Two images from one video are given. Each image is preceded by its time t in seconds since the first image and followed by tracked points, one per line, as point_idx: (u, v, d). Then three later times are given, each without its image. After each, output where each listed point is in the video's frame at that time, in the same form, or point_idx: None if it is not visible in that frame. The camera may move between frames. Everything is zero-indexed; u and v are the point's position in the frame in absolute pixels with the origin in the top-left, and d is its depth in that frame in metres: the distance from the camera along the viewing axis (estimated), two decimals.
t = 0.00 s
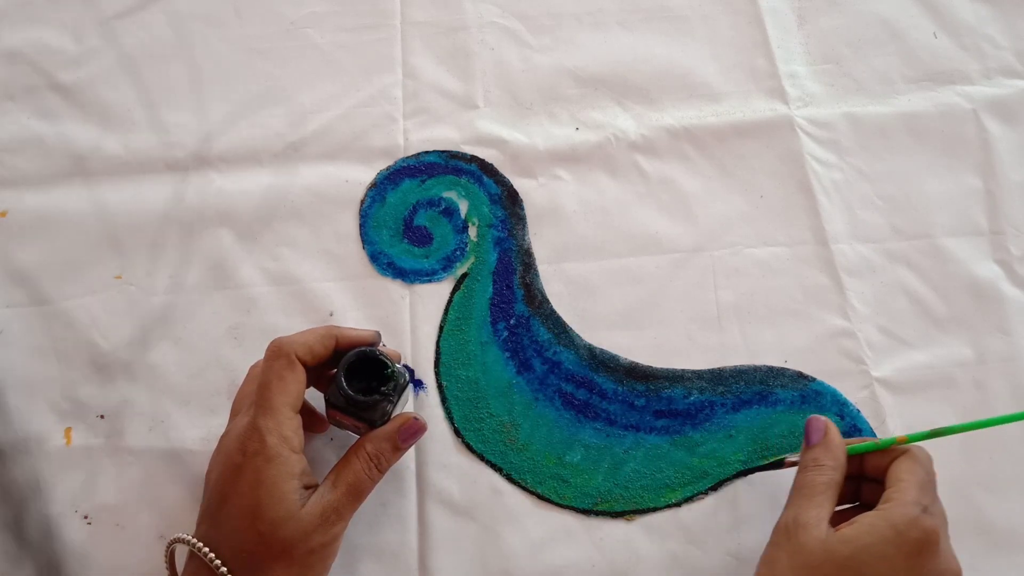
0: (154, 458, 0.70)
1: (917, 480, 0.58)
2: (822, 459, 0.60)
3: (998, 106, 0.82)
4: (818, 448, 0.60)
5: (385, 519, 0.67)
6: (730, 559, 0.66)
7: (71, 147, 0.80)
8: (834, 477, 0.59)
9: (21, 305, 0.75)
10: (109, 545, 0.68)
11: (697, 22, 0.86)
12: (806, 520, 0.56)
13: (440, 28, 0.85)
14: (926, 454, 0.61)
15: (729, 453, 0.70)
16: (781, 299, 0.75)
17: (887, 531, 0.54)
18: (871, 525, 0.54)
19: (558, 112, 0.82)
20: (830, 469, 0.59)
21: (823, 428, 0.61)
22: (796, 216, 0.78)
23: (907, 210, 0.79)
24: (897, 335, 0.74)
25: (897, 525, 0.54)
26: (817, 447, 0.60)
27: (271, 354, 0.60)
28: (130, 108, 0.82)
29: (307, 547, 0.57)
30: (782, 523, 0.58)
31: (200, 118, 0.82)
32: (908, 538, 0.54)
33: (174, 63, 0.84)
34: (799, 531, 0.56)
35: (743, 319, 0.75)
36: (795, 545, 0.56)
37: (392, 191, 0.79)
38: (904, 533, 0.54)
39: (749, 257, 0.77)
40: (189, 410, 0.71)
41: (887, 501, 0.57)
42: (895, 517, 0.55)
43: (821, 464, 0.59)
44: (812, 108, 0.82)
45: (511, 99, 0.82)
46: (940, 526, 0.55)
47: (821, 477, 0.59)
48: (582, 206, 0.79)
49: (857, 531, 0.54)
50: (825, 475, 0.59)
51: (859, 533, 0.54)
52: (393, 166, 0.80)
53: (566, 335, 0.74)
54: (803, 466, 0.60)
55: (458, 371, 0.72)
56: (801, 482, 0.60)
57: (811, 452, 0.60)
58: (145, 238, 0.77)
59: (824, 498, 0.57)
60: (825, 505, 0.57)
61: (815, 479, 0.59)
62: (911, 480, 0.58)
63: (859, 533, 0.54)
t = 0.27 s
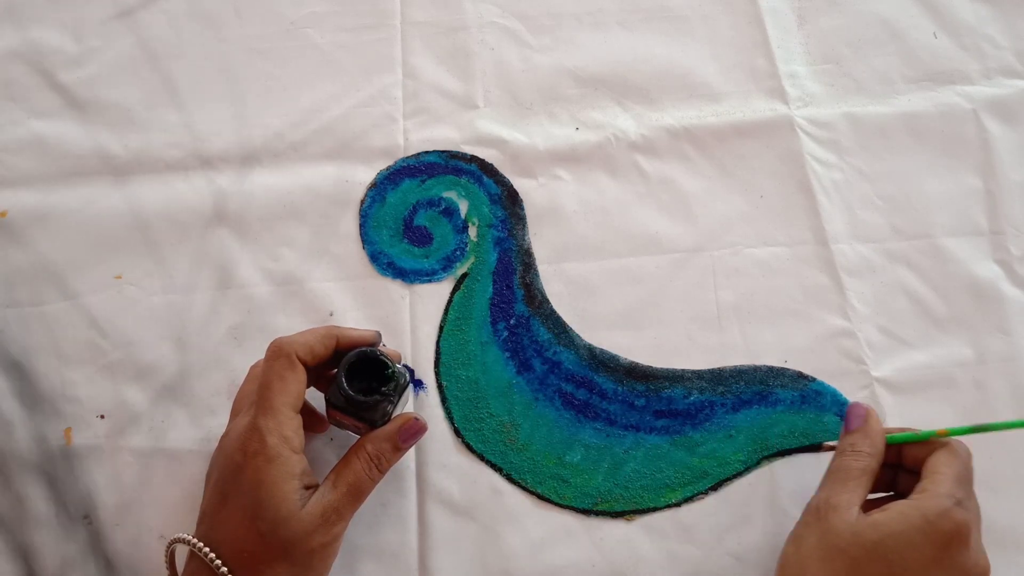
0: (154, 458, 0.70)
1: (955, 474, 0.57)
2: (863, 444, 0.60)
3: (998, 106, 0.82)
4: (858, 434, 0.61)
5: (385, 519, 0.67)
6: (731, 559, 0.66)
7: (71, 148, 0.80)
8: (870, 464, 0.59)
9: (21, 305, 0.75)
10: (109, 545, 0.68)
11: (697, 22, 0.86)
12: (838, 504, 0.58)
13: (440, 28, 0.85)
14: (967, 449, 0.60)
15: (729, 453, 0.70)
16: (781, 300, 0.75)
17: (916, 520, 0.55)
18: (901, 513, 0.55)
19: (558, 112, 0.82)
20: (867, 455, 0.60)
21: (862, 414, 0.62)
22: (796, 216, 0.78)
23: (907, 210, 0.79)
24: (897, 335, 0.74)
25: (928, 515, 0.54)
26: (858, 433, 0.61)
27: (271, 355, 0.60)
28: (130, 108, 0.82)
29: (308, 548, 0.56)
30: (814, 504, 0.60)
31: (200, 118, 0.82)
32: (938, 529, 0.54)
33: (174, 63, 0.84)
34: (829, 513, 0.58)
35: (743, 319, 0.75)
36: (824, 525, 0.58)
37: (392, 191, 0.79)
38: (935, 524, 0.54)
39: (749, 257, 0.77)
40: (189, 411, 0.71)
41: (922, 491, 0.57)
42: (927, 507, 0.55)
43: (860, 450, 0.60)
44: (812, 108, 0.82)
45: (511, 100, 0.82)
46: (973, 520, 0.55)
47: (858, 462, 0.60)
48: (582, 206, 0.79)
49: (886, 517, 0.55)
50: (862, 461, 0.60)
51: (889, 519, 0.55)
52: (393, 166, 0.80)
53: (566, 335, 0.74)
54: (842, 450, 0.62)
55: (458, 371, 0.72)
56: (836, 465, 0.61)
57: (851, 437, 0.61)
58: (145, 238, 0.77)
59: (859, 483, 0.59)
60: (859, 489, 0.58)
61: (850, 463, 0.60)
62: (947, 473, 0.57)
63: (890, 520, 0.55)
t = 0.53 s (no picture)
0: (154, 458, 0.70)
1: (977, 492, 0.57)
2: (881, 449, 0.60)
3: (998, 107, 0.82)
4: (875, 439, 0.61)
5: (385, 519, 0.67)
6: (730, 559, 0.66)
7: (71, 148, 0.80)
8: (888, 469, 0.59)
9: (21, 305, 0.75)
10: (109, 545, 0.68)
11: (697, 22, 0.86)
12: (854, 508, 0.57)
13: (440, 28, 0.85)
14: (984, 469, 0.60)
15: (729, 453, 0.70)
16: (781, 300, 0.75)
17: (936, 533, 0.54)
18: None
19: (558, 112, 0.82)
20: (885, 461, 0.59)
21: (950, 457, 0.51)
22: (795, 216, 0.78)
23: (907, 210, 0.79)
24: (897, 335, 0.74)
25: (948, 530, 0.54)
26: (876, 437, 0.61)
27: (302, 369, 0.60)
28: (130, 108, 0.82)
29: (312, 558, 0.57)
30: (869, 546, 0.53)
31: (200, 117, 0.82)
32: None
33: (174, 63, 0.84)
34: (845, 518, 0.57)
35: (743, 319, 0.74)
36: None
37: (392, 191, 0.79)
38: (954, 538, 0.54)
39: (749, 257, 0.77)
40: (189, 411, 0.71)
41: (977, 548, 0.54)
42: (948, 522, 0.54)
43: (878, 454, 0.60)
44: (812, 108, 0.82)
45: (511, 100, 0.82)
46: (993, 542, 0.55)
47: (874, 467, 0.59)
48: (582, 206, 0.79)
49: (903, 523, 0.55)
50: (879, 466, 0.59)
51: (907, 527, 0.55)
52: (393, 166, 0.80)
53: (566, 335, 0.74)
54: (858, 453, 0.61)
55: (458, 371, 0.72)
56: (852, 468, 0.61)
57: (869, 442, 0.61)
58: (145, 238, 0.77)
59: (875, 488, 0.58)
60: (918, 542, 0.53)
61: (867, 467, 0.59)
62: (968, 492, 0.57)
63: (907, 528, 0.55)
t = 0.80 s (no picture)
0: (154, 458, 0.70)
1: (993, 509, 0.57)
2: (896, 463, 0.56)
3: (998, 106, 0.82)
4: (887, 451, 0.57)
5: (385, 519, 0.67)
6: (731, 559, 0.66)
7: (70, 148, 0.80)
8: (903, 485, 0.56)
9: (21, 305, 0.75)
10: (110, 545, 0.68)
11: (697, 22, 0.86)
12: (875, 531, 0.55)
13: (440, 28, 0.85)
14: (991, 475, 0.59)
15: (729, 453, 0.70)
16: (781, 300, 0.75)
17: (961, 562, 0.53)
18: (943, 551, 0.54)
19: (558, 112, 0.82)
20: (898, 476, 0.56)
21: (892, 428, 0.57)
22: (795, 216, 0.78)
23: (907, 210, 0.79)
24: (897, 335, 0.74)
25: (971, 557, 0.54)
26: (888, 450, 0.57)
27: (287, 359, 0.60)
28: (130, 108, 0.82)
29: (310, 552, 0.56)
30: (847, 526, 0.57)
31: (200, 117, 0.82)
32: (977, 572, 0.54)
33: (174, 63, 0.84)
34: (867, 540, 0.55)
35: (743, 319, 0.75)
36: (861, 554, 0.55)
37: (392, 191, 0.79)
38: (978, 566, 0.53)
39: (749, 257, 0.77)
40: (189, 410, 0.71)
41: (960, 527, 0.56)
42: (971, 548, 0.54)
43: (892, 470, 0.56)
44: (812, 108, 0.82)
45: (511, 100, 0.82)
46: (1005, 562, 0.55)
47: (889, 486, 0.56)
48: (582, 206, 0.79)
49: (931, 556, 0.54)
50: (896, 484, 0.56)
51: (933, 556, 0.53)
52: (393, 166, 0.80)
53: (566, 335, 0.74)
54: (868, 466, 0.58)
55: (458, 371, 0.72)
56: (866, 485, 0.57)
57: (879, 453, 0.57)
58: (145, 238, 0.77)
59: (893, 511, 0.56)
60: (894, 518, 0.55)
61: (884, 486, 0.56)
62: (983, 508, 0.57)
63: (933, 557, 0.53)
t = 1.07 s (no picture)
0: (154, 458, 0.70)
1: (984, 485, 0.58)
2: (890, 448, 0.60)
3: (998, 107, 0.82)
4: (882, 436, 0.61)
5: (385, 519, 0.67)
6: (731, 559, 0.66)
7: (71, 148, 0.80)
8: (897, 467, 0.59)
9: (21, 305, 0.75)
10: (109, 545, 0.68)
11: (697, 22, 0.86)
12: (867, 510, 0.58)
13: (440, 28, 0.85)
14: (989, 454, 0.61)
15: (729, 453, 0.70)
16: (781, 299, 0.75)
17: (951, 533, 0.55)
18: (934, 525, 0.55)
19: (558, 112, 0.82)
20: (893, 460, 0.59)
21: (890, 416, 0.61)
22: (795, 216, 0.78)
23: (907, 210, 0.79)
24: (897, 335, 0.74)
25: (962, 529, 0.55)
26: (882, 435, 0.61)
27: (287, 359, 0.60)
28: (130, 108, 0.82)
29: (311, 551, 0.56)
30: (843, 508, 0.60)
31: (200, 117, 0.82)
32: (971, 545, 0.54)
33: (174, 63, 0.84)
34: (859, 519, 0.58)
35: (743, 319, 0.74)
36: (856, 533, 0.58)
37: (392, 191, 0.79)
38: (969, 538, 0.54)
39: (749, 257, 0.77)
40: (189, 410, 0.71)
41: (953, 503, 0.57)
42: (962, 521, 0.55)
43: (886, 453, 0.60)
44: (812, 108, 0.82)
45: (511, 100, 0.82)
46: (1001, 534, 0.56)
47: (884, 469, 0.59)
48: (582, 206, 0.79)
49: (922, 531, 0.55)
50: (890, 467, 0.59)
51: (924, 531, 0.55)
52: (393, 166, 0.80)
53: (566, 335, 0.74)
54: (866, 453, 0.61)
55: (458, 371, 0.72)
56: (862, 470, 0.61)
57: (875, 439, 0.61)
58: (145, 238, 0.77)
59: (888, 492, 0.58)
60: (889, 498, 0.58)
61: (879, 470, 0.59)
62: (976, 484, 0.58)
63: (925, 531, 0.55)
